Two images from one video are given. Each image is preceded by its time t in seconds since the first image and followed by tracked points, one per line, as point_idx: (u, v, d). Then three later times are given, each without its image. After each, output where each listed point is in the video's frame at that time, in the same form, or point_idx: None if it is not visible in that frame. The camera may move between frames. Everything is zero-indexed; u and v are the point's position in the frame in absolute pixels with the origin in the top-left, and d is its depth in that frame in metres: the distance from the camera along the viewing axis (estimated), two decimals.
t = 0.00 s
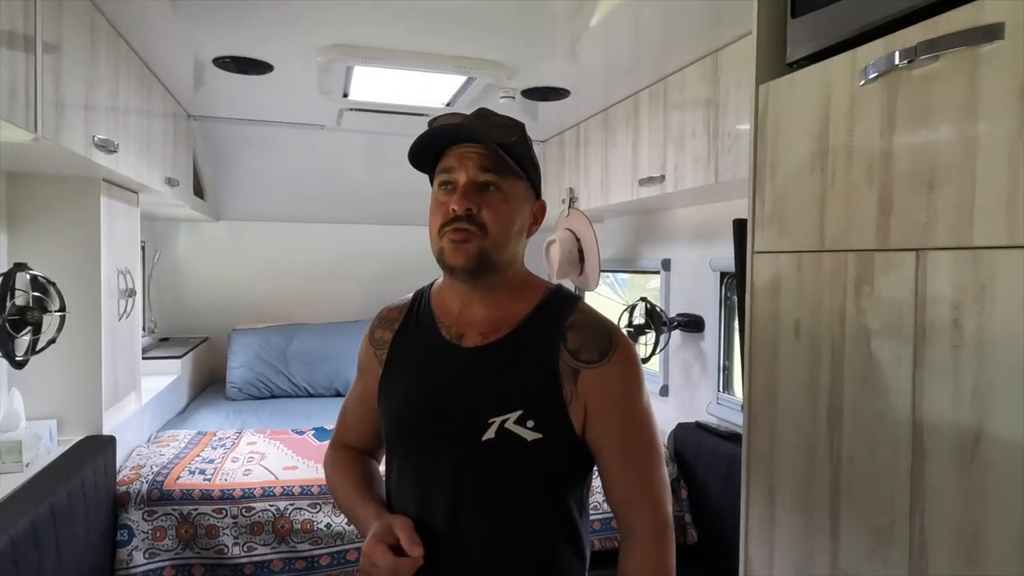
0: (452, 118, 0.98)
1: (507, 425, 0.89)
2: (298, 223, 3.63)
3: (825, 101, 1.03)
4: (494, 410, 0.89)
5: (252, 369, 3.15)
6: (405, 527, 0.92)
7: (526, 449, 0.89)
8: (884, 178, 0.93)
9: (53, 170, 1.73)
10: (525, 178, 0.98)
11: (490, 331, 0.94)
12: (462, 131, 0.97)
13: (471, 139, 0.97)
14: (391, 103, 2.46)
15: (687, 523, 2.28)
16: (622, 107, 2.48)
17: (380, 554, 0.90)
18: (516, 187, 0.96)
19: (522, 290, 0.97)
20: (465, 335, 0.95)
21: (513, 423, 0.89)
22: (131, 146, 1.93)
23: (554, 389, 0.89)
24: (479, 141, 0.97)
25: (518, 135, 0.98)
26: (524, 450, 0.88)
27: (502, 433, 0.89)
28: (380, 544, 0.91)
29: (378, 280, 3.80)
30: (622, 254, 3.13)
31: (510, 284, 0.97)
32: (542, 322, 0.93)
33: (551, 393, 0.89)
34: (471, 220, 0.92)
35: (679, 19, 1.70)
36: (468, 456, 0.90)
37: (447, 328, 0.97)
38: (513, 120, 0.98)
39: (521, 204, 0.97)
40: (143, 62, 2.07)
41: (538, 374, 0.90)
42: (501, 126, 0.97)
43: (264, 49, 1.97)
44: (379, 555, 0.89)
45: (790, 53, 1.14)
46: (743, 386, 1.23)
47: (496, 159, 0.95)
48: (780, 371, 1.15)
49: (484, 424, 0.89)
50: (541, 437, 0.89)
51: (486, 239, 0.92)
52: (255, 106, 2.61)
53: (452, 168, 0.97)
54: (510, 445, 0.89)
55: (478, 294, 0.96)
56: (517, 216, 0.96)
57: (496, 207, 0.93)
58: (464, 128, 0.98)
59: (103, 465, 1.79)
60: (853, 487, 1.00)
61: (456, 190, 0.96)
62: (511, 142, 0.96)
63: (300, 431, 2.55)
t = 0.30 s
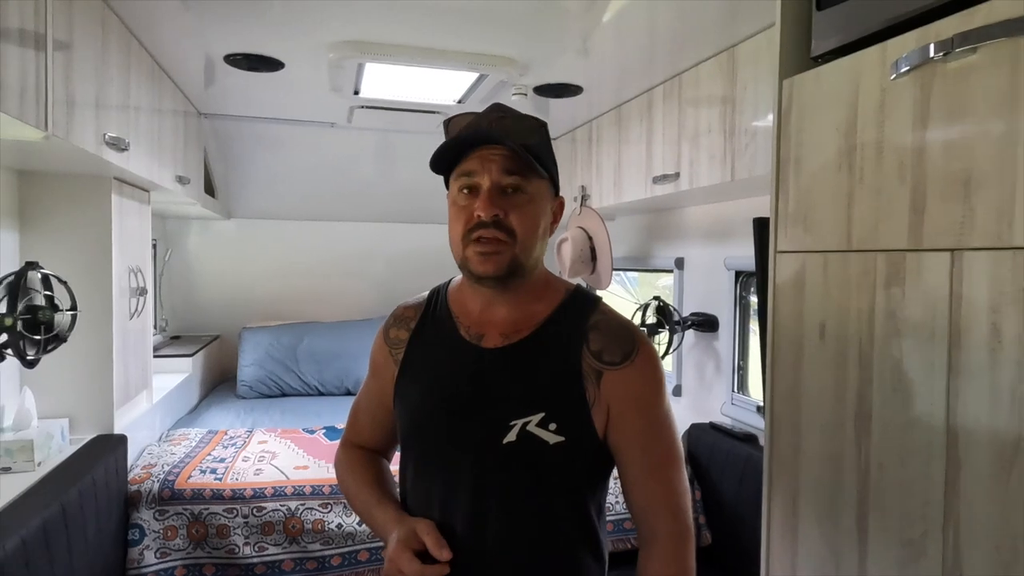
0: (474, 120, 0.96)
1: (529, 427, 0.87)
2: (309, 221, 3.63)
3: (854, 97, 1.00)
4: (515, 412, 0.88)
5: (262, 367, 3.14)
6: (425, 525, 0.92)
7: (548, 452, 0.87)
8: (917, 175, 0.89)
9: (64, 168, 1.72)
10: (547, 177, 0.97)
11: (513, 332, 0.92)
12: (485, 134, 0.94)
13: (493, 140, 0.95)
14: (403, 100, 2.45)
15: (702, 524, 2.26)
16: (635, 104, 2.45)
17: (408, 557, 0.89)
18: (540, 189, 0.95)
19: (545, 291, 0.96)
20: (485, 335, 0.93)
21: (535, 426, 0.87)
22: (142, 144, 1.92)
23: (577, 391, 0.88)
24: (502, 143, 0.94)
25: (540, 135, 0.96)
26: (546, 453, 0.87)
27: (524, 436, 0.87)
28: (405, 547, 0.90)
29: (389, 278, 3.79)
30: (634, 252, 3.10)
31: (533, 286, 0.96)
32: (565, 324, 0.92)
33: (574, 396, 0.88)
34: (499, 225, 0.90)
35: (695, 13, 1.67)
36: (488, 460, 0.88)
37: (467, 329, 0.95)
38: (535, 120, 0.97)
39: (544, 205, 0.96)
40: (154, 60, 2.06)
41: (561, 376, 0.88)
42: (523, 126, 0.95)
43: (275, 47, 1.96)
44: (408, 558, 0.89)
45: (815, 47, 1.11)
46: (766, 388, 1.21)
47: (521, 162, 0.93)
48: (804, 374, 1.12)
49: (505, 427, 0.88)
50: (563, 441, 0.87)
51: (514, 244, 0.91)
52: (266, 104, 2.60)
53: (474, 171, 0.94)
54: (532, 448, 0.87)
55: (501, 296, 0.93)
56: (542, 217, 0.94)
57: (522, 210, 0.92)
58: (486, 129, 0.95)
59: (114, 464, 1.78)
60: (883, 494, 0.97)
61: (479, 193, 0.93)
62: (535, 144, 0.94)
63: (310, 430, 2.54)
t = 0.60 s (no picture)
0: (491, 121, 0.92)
1: (547, 435, 0.85)
2: (316, 220, 3.60)
3: (884, 91, 0.96)
4: (532, 419, 0.85)
5: (269, 368, 3.12)
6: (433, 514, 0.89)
7: (565, 461, 0.84)
8: (954, 172, 0.85)
9: (68, 167, 1.70)
10: (567, 178, 0.94)
11: (528, 337, 0.90)
12: (502, 136, 0.90)
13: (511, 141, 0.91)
14: (410, 97, 2.41)
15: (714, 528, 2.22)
16: (646, 101, 2.41)
17: (436, 552, 0.87)
18: (559, 191, 0.92)
19: (562, 294, 0.94)
20: (500, 339, 0.91)
21: (553, 434, 0.85)
22: (147, 143, 1.89)
23: (596, 397, 0.85)
24: (521, 144, 0.91)
25: (560, 135, 0.93)
26: (564, 462, 0.84)
27: (542, 445, 0.85)
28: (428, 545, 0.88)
29: (396, 277, 3.76)
30: (644, 251, 3.06)
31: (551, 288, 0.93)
32: (584, 328, 0.89)
33: (593, 403, 0.85)
34: (518, 232, 0.87)
35: (709, 7, 1.63)
36: (505, 468, 0.86)
37: (480, 332, 0.93)
38: (554, 119, 0.93)
39: (564, 207, 0.93)
40: (158, 58, 2.04)
41: (580, 382, 0.86)
42: (542, 127, 0.92)
43: (280, 44, 1.93)
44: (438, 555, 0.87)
45: (840, 38, 1.07)
46: (788, 392, 1.17)
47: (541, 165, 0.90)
48: (829, 378, 1.08)
49: (522, 435, 0.85)
50: (582, 449, 0.84)
51: (534, 251, 0.88)
52: (271, 102, 2.57)
53: (492, 174, 0.91)
54: (549, 457, 0.85)
55: (517, 300, 0.91)
56: (562, 220, 0.92)
57: (542, 215, 0.89)
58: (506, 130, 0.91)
59: (118, 466, 1.76)
60: (916, 506, 0.93)
61: (497, 198, 0.90)
62: (556, 145, 0.91)
63: (317, 431, 2.51)
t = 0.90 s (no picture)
0: (509, 125, 0.89)
1: (569, 455, 0.82)
2: (324, 222, 3.58)
3: (924, 97, 0.92)
4: (554, 439, 0.82)
5: (278, 370, 3.10)
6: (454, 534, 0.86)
7: (588, 482, 0.82)
8: (1002, 182, 0.81)
9: (75, 170, 1.67)
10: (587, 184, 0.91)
11: (546, 352, 0.87)
12: (522, 141, 0.88)
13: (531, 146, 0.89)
14: (420, 98, 2.38)
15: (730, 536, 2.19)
16: (660, 102, 2.37)
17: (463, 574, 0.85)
18: (580, 197, 0.89)
19: (582, 305, 0.91)
20: (517, 355, 0.88)
21: (575, 454, 0.82)
22: (155, 146, 1.87)
23: (620, 415, 0.82)
24: (541, 149, 0.88)
25: (580, 140, 0.90)
26: (587, 482, 0.81)
27: (564, 465, 0.82)
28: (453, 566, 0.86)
29: (405, 278, 3.74)
30: (656, 253, 3.02)
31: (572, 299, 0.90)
32: (604, 341, 0.86)
33: (617, 421, 0.82)
34: (539, 241, 0.84)
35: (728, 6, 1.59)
36: (525, 489, 0.83)
37: (498, 347, 0.90)
38: (574, 124, 0.90)
39: (584, 215, 0.90)
40: (166, 59, 2.01)
41: (602, 400, 0.83)
42: (563, 131, 0.89)
43: (290, 44, 1.90)
44: None
45: (874, 40, 1.03)
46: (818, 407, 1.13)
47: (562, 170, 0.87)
48: (862, 394, 1.05)
49: (543, 455, 0.83)
50: (605, 468, 0.81)
51: (554, 260, 0.85)
52: (280, 103, 2.55)
53: (510, 181, 0.88)
54: (572, 478, 0.82)
55: (537, 313, 0.88)
56: (582, 228, 0.89)
57: (563, 223, 0.86)
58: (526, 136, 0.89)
59: (126, 474, 1.74)
60: (958, 531, 0.89)
61: (516, 205, 0.87)
62: (576, 150, 0.89)
63: (326, 435, 2.49)
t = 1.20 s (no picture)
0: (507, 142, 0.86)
1: (579, 485, 0.78)
2: (328, 226, 3.56)
3: (952, 112, 0.89)
4: (563, 467, 0.79)
5: (281, 377, 3.08)
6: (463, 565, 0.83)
7: (601, 513, 0.78)
8: None
9: (74, 180, 1.65)
10: (591, 198, 0.87)
11: (554, 375, 0.84)
12: (519, 156, 0.84)
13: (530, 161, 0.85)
14: (425, 104, 2.35)
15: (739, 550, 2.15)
16: (668, 107, 2.33)
17: None
18: (583, 211, 0.85)
19: (590, 324, 0.87)
20: (526, 378, 0.85)
21: (585, 483, 0.78)
22: (155, 154, 1.85)
23: (632, 442, 0.78)
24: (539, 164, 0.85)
25: (581, 152, 0.87)
26: (600, 513, 0.78)
27: (575, 494, 0.79)
28: None
29: (409, 283, 3.71)
30: (663, 259, 2.97)
31: (580, 317, 0.87)
32: (614, 363, 0.82)
33: (629, 449, 0.78)
34: (542, 258, 0.81)
35: (739, 12, 1.55)
36: (535, 519, 0.80)
37: (506, 369, 0.86)
38: (573, 136, 0.87)
39: (588, 230, 0.86)
40: (168, 65, 1.99)
41: (613, 426, 0.79)
42: (562, 145, 0.86)
43: (292, 51, 1.88)
44: None
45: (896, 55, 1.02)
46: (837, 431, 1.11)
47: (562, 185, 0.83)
48: (885, 418, 1.01)
49: (553, 484, 0.79)
50: (618, 498, 0.78)
51: (558, 278, 0.81)
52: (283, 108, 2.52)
53: (509, 198, 0.85)
54: (583, 508, 0.79)
55: (544, 334, 0.85)
56: (587, 243, 0.85)
57: (566, 239, 0.83)
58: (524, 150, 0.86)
59: (127, 488, 1.72)
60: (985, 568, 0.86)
61: (517, 222, 0.84)
62: (577, 164, 0.85)
63: (329, 444, 2.46)
